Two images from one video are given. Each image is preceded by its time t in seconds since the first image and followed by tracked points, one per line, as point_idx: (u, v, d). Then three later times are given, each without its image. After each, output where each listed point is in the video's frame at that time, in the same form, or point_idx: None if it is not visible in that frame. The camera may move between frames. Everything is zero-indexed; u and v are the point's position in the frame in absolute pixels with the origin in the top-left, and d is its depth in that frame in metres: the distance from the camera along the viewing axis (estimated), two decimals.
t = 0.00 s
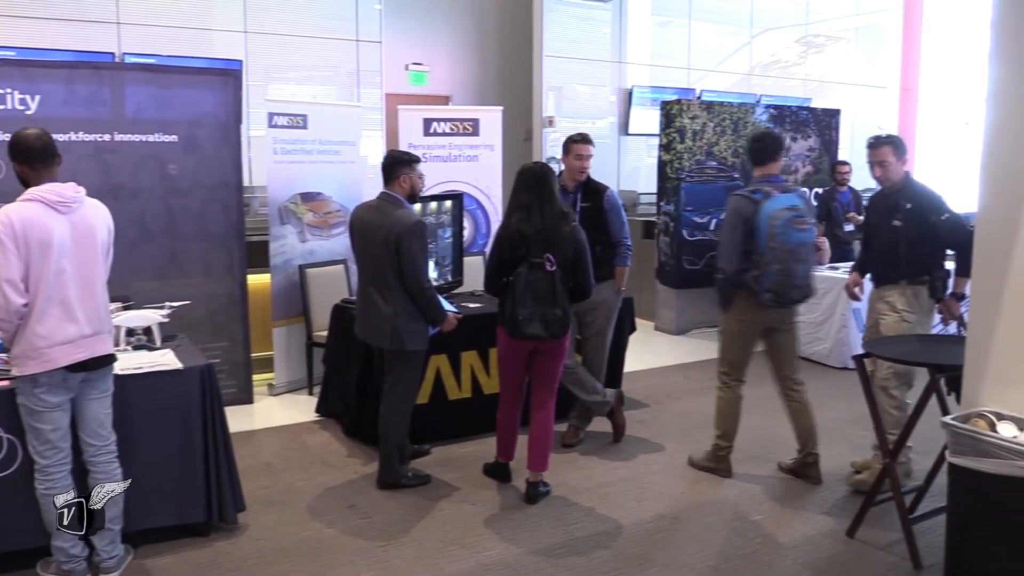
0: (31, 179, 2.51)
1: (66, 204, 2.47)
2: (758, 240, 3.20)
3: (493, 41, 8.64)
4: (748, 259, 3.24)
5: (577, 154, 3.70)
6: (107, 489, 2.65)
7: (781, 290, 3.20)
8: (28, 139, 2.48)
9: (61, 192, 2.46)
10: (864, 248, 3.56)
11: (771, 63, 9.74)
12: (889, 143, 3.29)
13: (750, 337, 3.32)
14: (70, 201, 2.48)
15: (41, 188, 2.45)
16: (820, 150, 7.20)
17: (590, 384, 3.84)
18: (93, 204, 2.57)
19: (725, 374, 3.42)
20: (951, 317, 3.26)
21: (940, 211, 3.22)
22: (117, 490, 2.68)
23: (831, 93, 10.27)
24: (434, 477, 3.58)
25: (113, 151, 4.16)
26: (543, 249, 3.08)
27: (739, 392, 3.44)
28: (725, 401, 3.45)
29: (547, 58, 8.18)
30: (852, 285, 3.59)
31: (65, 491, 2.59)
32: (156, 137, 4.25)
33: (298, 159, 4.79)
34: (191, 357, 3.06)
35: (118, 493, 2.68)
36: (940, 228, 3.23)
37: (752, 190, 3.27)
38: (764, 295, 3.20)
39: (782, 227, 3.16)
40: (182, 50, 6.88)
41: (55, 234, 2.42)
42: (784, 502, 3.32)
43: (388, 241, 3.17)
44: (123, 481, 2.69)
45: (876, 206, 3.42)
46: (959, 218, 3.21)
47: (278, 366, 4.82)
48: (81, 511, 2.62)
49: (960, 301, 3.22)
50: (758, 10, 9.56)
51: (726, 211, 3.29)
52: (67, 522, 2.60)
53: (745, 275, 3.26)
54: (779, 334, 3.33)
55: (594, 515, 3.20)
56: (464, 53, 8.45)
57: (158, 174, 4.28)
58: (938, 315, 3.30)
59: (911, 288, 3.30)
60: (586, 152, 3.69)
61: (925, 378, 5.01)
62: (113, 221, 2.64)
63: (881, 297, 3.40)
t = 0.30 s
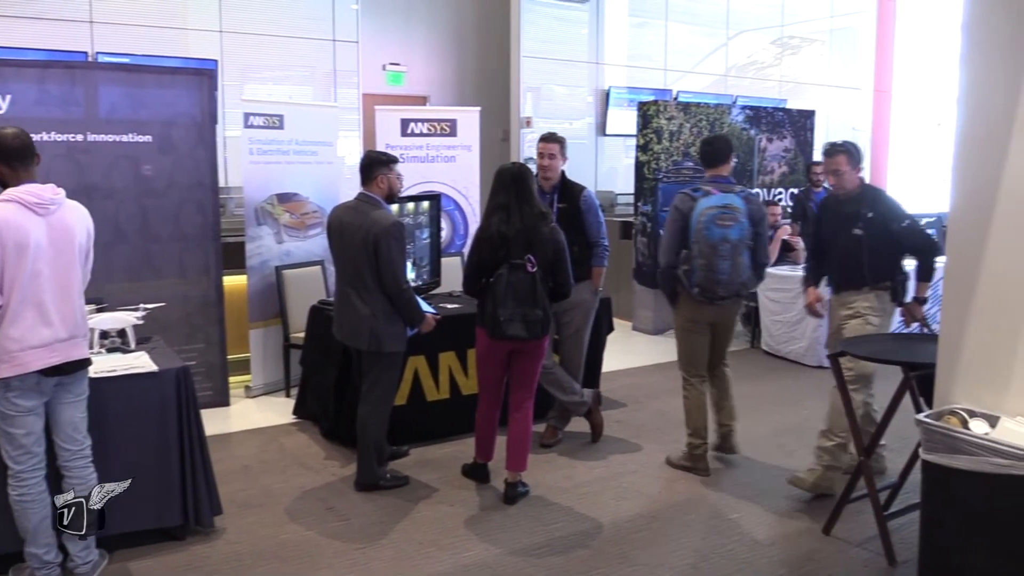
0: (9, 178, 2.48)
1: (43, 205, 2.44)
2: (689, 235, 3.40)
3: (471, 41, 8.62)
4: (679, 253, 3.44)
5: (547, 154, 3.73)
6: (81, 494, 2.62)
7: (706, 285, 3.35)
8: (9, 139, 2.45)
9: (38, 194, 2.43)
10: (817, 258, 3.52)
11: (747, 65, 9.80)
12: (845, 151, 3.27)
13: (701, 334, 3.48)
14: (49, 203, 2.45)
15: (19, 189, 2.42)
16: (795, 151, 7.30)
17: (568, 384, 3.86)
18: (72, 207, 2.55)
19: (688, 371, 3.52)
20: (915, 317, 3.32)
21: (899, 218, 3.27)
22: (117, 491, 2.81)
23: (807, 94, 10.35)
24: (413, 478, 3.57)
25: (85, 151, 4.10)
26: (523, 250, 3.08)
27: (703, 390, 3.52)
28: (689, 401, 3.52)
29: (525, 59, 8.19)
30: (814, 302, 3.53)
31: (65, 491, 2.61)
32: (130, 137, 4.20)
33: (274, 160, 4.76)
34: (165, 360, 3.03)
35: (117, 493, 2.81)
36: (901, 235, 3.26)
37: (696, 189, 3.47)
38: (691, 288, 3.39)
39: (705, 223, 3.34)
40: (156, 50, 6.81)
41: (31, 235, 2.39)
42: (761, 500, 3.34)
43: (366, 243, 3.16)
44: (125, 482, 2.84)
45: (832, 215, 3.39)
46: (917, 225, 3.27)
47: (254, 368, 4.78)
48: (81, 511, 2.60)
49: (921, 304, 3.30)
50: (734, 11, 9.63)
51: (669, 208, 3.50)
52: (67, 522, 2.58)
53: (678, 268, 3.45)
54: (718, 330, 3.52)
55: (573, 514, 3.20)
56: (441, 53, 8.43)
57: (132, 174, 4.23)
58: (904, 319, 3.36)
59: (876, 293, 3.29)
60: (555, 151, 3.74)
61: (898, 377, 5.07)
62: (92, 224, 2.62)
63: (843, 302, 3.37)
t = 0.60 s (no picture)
0: None
1: (23, 207, 2.41)
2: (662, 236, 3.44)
3: (452, 42, 8.61)
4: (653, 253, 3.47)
5: (525, 155, 3.72)
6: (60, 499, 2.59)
7: (680, 283, 3.37)
8: None
9: (19, 196, 2.41)
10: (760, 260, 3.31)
11: (726, 66, 9.86)
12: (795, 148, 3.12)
13: (677, 332, 3.50)
14: (28, 205, 2.43)
15: None
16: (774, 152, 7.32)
17: (549, 385, 3.87)
18: (54, 208, 2.52)
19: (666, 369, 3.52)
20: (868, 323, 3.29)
21: (855, 223, 3.13)
22: (116, 491, 2.83)
23: (786, 95, 10.43)
24: (394, 480, 3.56)
25: (62, 152, 4.06)
26: (505, 251, 3.08)
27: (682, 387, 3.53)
28: (669, 398, 3.52)
29: (505, 60, 8.19)
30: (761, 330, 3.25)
31: (65, 491, 2.60)
32: (108, 138, 4.17)
33: (254, 160, 4.74)
34: (144, 362, 3.00)
35: (117, 493, 2.83)
36: (854, 241, 3.13)
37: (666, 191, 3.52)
38: (665, 287, 3.41)
39: (678, 224, 3.37)
40: (134, 49, 6.75)
41: (8, 238, 2.37)
42: (741, 499, 3.36)
43: (347, 243, 3.15)
44: (124, 482, 2.84)
45: (783, 215, 3.20)
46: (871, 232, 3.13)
47: (234, 370, 4.75)
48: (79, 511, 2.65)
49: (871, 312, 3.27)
50: (714, 13, 9.68)
51: (641, 211, 3.55)
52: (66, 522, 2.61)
53: (652, 269, 3.48)
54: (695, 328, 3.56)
55: (555, 515, 3.21)
56: (422, 53, 8.41)
57: (110, 175, 4.20)
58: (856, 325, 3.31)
59: (824, 299, 3.11)
60: (533, 151, 3.72)
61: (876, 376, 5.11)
62: (75, 226, 2.59)
63: (788, 308, 3.19)
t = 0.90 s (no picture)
0: None
1: None
2: (653, 237, 3.44)
3: (434, 43, 8.60)
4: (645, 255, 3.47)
5: (507, 156, 3.73)
6: (38, 503, 2.57)
7: (673, 282, 3.42)
8: None
9: None
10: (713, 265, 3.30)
11: (707, 67, 9.90)
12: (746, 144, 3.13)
13: (663, 325, 3.55)
14: None
15: None
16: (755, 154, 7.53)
17: (531, 386, 3.87)
18: (28, 209, 2.48)
19: (649, 359, 3.59)
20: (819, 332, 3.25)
21: (801, 228, 3.09)
22: (118, 491, 2.84)
23: (766, 97, 10.49)
24: (377, 482, 3.55)
25: (39, 152, 4.01)
26: (488, 252, 3.08)
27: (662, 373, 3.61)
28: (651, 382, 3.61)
29: (487, 61, 8.18)
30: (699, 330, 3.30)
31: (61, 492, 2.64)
32: (86, 138, 4.13)
33: (234, 161, 4.71)
34: (124, 365, 2.98)
35: (118, 493, 2.84)
36: (801, 246, 3.09)
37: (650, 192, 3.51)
38: (659, 287, 3.44)
39: (668, 226, 3.38)
40: (113, 49, 6.69)
41: None
42: (724, 498, 3.38)
43: (329, 245, 3.14)
44: (125, 481, 2.85)
45: (733, 217, 3.18)
46: (818, 239, 3.10)
47: (216, 372, 4.72)
48: (81, 511, 2.78)
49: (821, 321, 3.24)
50: (695, 15, 9.72)
51: (626, 212, 3.52)
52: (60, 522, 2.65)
53: (641, 270, 3.47)
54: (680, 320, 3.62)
55: (539, 515, 3.22)
56: (404, 54, 8.40)
57: (89, 176, 4.16)
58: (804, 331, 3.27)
59: (773, 302, 3.06)
60: (515, 153, 3.72)
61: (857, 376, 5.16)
62: (54, 224, 2.54)
63: (736, 311, 3.14)
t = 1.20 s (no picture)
0: None
1: None
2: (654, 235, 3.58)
3: (422, 44, 8.59)
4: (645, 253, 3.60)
5: (494, 157, 3.73)
6: (23, 505, 2.55)
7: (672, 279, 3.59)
8: None
9: None
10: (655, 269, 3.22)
11: (695, 69, 9.92)
12: (689, 143, 3.07)
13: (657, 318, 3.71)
14: None
15: None
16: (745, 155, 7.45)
17: (521, 387, 3.86)
18: None
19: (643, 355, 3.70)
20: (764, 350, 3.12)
21: (743, 232, 3.03)
22: (118, 491, 2.85)
23: (753, 99, 10.54)
24: (366, 483, 3.54)
25: (24, 153, 3.98)
26: (478, 253, 3.08)
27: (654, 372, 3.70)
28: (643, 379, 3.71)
29: (476, 62, 8.18)
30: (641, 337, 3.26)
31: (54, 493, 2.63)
32: (72, 139, 4.10)
33: (221, 163, 4.69)
34: (111, 367, 2.96)
35: (118, 493, 2.85)
36: (742, 250, 3.04)
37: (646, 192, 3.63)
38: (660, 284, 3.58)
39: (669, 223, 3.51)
40: (98, 50, 6.65)
41: None
42: (713, 498, 3.39)
43: (317, 246, 3.13)
44: (125, 481, 2.85)
45: (675, 219, 3.11)
46: (759, 244, 3.05)
47: (203, 374, 4.70)
48: (81, 512, 2.78)
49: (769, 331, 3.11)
50: (683, 17, 9.75)
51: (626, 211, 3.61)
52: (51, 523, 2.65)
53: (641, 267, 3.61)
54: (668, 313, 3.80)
55: (529, 516, 3.21)
56: (391, 54, 8.38)
57: (75, 177, 4.13)
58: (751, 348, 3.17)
59: (714, 309, 3.01)
60: (501, 153, 3.72)
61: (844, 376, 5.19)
62: (21, 217, 2.45)
63: (678, 317, 3.08)
